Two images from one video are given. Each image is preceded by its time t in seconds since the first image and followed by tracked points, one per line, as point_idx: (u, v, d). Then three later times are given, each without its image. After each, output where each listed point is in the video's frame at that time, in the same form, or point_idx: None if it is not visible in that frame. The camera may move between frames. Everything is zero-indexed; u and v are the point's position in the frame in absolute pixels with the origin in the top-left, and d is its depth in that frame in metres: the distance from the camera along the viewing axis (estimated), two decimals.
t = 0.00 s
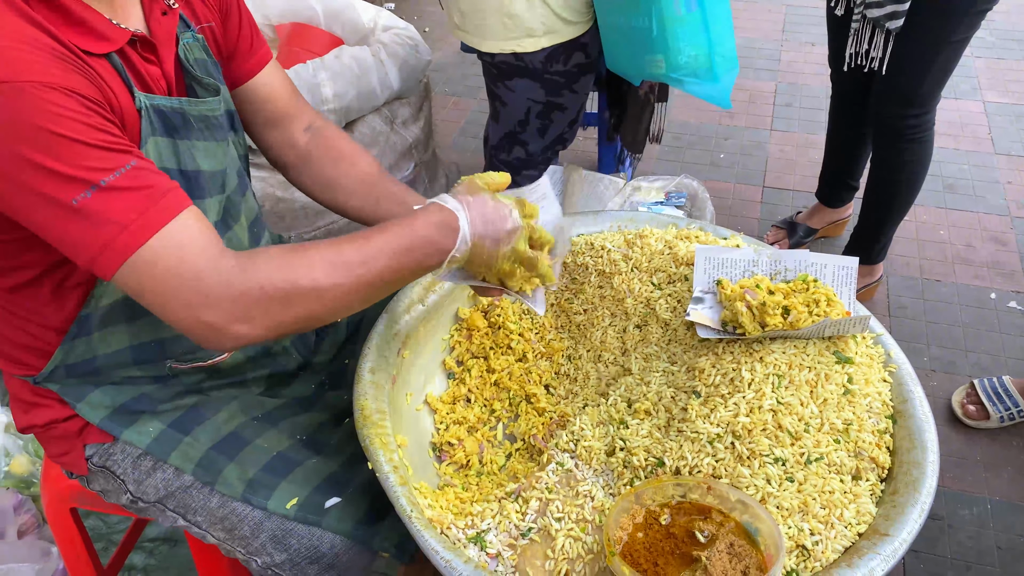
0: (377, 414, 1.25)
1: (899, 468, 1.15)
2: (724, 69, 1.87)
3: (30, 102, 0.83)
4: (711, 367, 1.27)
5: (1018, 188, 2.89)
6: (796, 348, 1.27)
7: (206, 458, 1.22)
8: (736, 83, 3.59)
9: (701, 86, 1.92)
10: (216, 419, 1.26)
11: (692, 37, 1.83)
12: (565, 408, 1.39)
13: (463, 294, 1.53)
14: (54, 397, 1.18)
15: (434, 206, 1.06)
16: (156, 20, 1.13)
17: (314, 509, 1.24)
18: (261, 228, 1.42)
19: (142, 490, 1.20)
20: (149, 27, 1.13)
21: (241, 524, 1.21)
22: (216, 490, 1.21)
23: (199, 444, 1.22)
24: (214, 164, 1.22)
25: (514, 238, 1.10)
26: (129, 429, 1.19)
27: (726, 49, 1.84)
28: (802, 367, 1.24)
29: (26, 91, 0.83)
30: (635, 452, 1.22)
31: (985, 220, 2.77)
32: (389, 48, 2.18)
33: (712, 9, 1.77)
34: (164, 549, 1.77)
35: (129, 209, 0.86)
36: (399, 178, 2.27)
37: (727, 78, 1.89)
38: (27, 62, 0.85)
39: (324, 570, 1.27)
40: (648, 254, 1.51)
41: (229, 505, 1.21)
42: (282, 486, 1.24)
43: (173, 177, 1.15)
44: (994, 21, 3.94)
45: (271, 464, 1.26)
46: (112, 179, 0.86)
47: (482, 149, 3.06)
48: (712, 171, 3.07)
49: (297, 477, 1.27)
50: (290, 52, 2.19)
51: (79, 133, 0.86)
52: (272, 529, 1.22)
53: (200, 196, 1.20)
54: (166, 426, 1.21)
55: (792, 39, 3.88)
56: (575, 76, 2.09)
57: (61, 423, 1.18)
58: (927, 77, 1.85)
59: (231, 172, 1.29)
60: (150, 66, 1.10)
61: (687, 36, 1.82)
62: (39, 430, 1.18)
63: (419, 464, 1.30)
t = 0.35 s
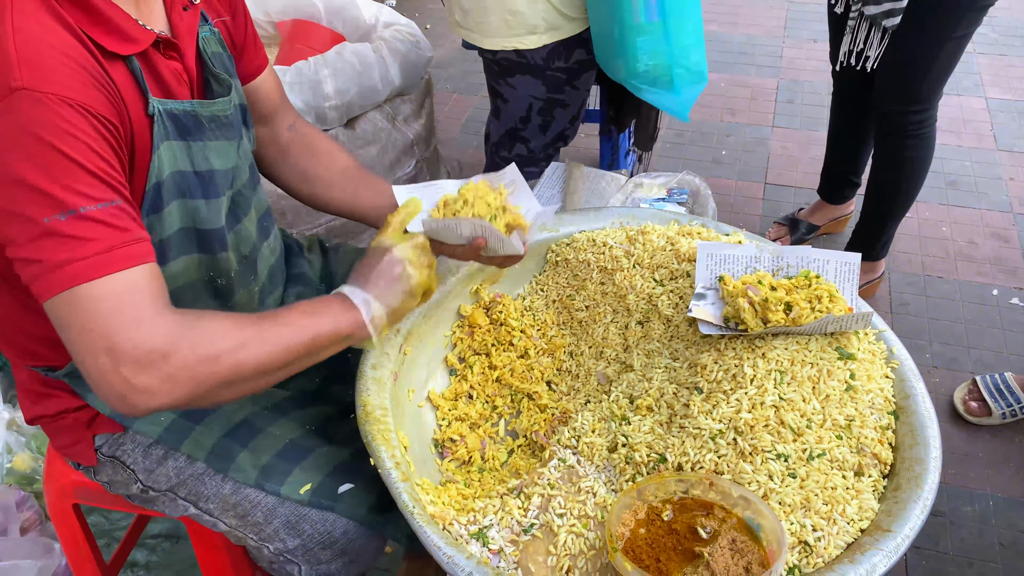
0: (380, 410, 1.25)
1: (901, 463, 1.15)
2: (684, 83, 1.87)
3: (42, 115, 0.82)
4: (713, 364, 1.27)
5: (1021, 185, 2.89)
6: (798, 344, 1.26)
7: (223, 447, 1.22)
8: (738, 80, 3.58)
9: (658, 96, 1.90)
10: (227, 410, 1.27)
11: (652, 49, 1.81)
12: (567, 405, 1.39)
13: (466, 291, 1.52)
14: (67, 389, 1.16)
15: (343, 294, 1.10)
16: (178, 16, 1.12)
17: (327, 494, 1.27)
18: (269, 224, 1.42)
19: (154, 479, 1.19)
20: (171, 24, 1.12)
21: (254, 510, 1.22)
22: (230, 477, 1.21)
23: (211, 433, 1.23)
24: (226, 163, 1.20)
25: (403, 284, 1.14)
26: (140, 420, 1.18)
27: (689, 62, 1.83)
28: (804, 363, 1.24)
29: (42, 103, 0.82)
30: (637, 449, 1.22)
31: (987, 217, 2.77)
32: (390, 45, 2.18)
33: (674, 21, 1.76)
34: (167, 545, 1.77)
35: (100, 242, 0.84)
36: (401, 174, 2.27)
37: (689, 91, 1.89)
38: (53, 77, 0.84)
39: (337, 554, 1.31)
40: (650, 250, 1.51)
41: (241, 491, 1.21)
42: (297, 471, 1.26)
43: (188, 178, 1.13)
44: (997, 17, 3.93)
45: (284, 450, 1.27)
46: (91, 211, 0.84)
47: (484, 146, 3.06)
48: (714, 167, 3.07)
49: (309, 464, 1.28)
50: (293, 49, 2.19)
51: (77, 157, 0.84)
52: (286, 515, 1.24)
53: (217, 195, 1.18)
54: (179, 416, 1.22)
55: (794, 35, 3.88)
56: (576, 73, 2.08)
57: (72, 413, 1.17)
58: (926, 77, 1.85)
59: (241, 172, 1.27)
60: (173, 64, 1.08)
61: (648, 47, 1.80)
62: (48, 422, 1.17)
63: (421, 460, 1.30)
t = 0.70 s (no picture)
0: (379, 412, 1.25)
1: (901, 463, 1.15)
2: (633, 95, 1.88)
3: (87, 110, 0.79)
4: (712, 364, 1.27)
5: (1017, 183, 2.90)
6: (798, 344, 1.26)
7: (230, 452, 1.22)
8: (734, 79, 3.58)
9: (604, 104, 1.91)
10: (235, 416, 1.26)
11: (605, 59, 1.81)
12: (566, 405, 1.39)
13: (464, 292, 1.52)
14: (77, 394, 1.15)
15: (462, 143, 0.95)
16: (187, 19, 1.11)
17: (340, 502, 1.27)
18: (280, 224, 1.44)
19: (163, 488, 1.18)
20: (181, 27, 1.11)
21: (266, 519, 1.22)
22: (241, 486, 1.21)
23: (223, 440, 1.22)
24: (250, 165, 1.22)
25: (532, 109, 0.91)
26: (151, 427, 1.18)
27: (637, 74, 1.83)
28: (803, 363, 1.24)
29: (82, 100, 0.79)
30: (637, 449, 1.22)
31: (984, 215, 2.78)
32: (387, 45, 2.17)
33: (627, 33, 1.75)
34: (166, 548, 1.77)
35: (190, 210, 0.82)
36: (399, 175, 2.26)
37: (636, 104, 1.90)
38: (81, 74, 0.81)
39: (349, 562, 1.30)
40: (649, 250, 1.51)
41: (253, 501, 1.21)
42: (308, 479, 1.26)
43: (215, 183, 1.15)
44: (993, 16, 3.93)
45: (293, 459, 1.28)
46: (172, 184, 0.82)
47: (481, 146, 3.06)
48: (712, 167, 3.07)
49: (320, 472, 1.28)
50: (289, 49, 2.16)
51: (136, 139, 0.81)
52: (298, 524, 1.24)
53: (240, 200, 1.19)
54: (188, 423, 1.21)
55: (790, 34, 3.88)
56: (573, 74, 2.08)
57: (81, 420, 1.16)
58: (925, 71, 1.85)
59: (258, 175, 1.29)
60: (189, 70, 1.09)
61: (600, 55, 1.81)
62: (55, 427, 1.16)
63: (422, 463, 1.29)
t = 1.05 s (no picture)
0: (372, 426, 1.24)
1: (894, 473, 1.15)
2: (655, 104, 1.89)
3: (83, 187, 0.85)
4: (704, 375, 1.27)
5: (1004, 191, 2.91)
6: (789, 354, 1.26)
7: (222, 467, 1.22)
8: (723, 89, 3.60)
9: (629, 117, 1.91)
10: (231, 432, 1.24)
11: (623, 69, 1.82)
12: (558, 418, 1.38)
13: (455, 305, 1.52)
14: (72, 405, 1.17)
15: (336, 386, 1.19)
16: (252, 62, 1.17)
17: (333, 520, 1.26)
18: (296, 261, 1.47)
19: (153, 505, 1.17)
20: (244, 68, 1.17)
21: (258, 536, 1.21)
22: (234, 502, 1.20)
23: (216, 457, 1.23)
24: (280, 221, 1.23)
25: (405, 423, 1.18)
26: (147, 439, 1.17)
27: (660, 83, 1.85)
28: (795, 374, 1.24)
29: (84, 177, 0.86)
30: (630, 462, 1.22)
31: (972, 223, 2.79)
32: (377, 58, 2.18)
33: (646, 41, 1.78)
34: (155, 565, 1.75)
35: (97, 313, 0.90)
36: (390, 187, 2.25)
37: (660, 112, 1.91)
38: (110, 152, 0.88)
39: None
40: (640, 261, 1.50)
41: (246, 518, 1.20)
42: (302, 497, 1.26)
43: (243, 238, 1.15)
44: (978, 25, 3.97)
45: (287, 477, 1.27)
46: (100, 284, 0.90)
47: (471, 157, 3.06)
48: (701, 176, 3.08)
49: (314, 489, 1.28)
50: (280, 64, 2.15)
51: (104, 233, 0.88)
52: (290, 542, 1.23)
53: (267, 253, 1.21)
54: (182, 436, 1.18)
55: (777, 44, 3.90)
56: (563, 85, 2.08)
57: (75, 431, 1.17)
58: (908, 79, 1.85)
59: (292, 219, 1.31)
60: (239, 116, 1.13)
61: (619, 66, 1.82)
62: (48, 437, 1.18)
63: (414, 477, 1.28)
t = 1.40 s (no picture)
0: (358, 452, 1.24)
1: (874, 491, 1.16)
2: (627, 132, 1.90)
3: (93, 199, 0.89)
4: (685, 397, 1.28)
5: (979, 209, 2.96)
6: (769, 375, 1.28)
7: (216, 491, 1.23)
8: (701, 111, 3.64)
9: (600, 144, 1.93)
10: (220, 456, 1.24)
11: (593, 101, 1.85)
12: (542, 441, 1.39)
13: (439, 329, 1.53)
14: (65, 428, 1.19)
15: (314, 419, 1.21)
16: (282, 102, 1.18)
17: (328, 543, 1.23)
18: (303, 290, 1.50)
19: (143, 531, 1.19)
20: (275, 107, 1.18)
21: (252, 561, 1.20)
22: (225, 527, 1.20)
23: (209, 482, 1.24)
24: (294, 255, 1.25)
25: (379, 440, 1.19)
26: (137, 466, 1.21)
27: (631, 112, 1.86)
28: (775, 394, 1.25)
29: (97, 190, 0.89)
30: (613, 484, 1.22)
31: (949, 240, 2.83)
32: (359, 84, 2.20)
33: (615, 72, 1.80)
34: None
35: (91, 326, 0.92)
36: (372, 212, 2.26)
37: (632, 140, 1.92)
38: (127, 170, 0.92)
39: None
40: (620, 284, 1.51)
41: (238, 542, 1.20)
42: (295, 521, 1.24)
43: (256, 268, 1.17)
44: (949, 45, 4.04)
45: (280, 501, 1.27)
46: (99, 298, 0.92)
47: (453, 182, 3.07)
48: (681, 198, 3.10)
49: (306, 514, 1.26)
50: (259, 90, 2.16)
51: (110, 246, 0.91)
52: (285, 566, 1.20)
53: (277, 284, 1.23)
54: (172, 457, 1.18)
55: (753, 67, 3.96)
56: (545, 110, 2.10)
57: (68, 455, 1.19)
58: (882, 100, 1.89)
59: (305, 254, 1.33)
60: (267, 152, 1.15)
61: (588, 97, 1.84)
62: (35, 461, 1.18)
63: (397, 503, 1.28)
